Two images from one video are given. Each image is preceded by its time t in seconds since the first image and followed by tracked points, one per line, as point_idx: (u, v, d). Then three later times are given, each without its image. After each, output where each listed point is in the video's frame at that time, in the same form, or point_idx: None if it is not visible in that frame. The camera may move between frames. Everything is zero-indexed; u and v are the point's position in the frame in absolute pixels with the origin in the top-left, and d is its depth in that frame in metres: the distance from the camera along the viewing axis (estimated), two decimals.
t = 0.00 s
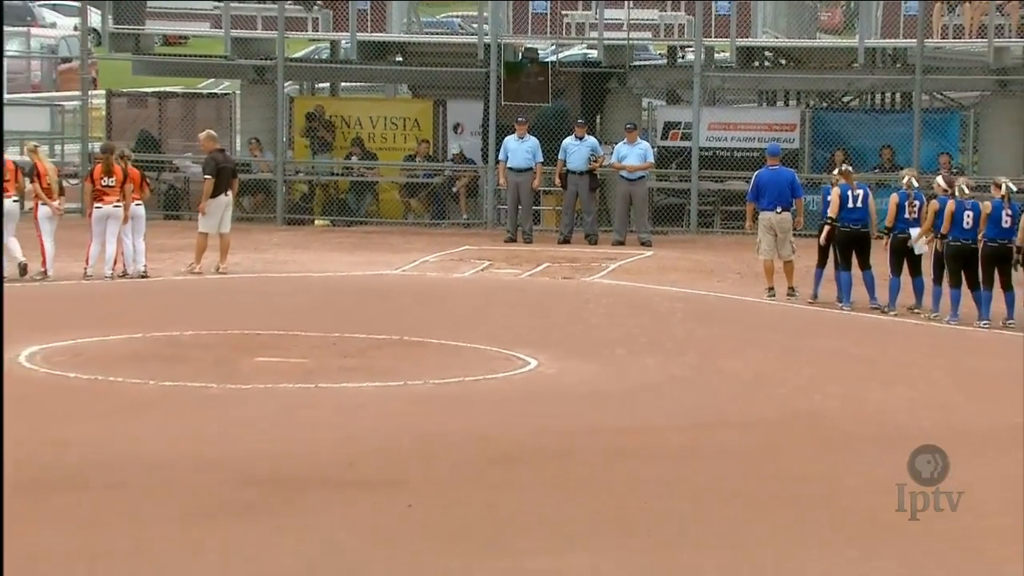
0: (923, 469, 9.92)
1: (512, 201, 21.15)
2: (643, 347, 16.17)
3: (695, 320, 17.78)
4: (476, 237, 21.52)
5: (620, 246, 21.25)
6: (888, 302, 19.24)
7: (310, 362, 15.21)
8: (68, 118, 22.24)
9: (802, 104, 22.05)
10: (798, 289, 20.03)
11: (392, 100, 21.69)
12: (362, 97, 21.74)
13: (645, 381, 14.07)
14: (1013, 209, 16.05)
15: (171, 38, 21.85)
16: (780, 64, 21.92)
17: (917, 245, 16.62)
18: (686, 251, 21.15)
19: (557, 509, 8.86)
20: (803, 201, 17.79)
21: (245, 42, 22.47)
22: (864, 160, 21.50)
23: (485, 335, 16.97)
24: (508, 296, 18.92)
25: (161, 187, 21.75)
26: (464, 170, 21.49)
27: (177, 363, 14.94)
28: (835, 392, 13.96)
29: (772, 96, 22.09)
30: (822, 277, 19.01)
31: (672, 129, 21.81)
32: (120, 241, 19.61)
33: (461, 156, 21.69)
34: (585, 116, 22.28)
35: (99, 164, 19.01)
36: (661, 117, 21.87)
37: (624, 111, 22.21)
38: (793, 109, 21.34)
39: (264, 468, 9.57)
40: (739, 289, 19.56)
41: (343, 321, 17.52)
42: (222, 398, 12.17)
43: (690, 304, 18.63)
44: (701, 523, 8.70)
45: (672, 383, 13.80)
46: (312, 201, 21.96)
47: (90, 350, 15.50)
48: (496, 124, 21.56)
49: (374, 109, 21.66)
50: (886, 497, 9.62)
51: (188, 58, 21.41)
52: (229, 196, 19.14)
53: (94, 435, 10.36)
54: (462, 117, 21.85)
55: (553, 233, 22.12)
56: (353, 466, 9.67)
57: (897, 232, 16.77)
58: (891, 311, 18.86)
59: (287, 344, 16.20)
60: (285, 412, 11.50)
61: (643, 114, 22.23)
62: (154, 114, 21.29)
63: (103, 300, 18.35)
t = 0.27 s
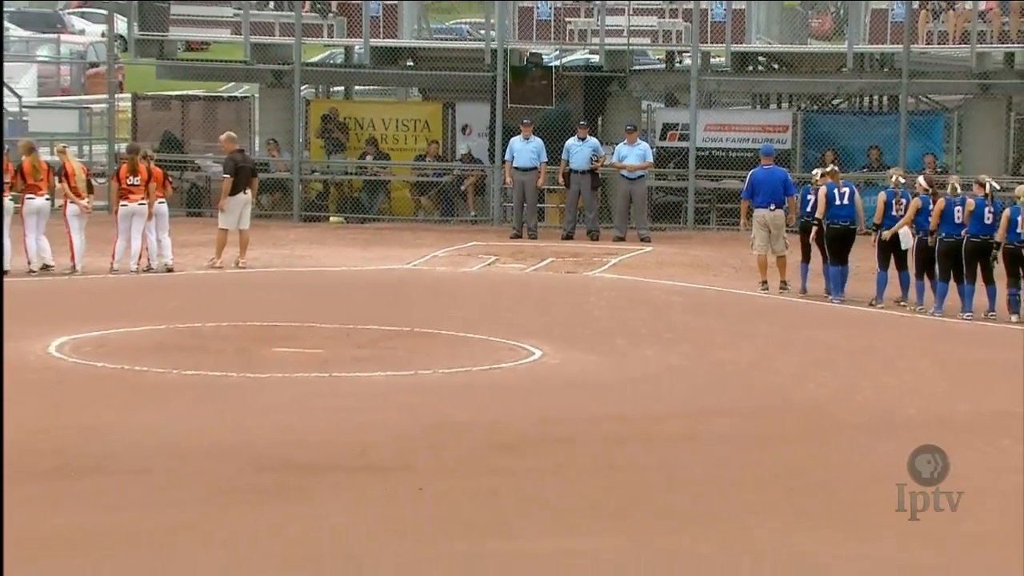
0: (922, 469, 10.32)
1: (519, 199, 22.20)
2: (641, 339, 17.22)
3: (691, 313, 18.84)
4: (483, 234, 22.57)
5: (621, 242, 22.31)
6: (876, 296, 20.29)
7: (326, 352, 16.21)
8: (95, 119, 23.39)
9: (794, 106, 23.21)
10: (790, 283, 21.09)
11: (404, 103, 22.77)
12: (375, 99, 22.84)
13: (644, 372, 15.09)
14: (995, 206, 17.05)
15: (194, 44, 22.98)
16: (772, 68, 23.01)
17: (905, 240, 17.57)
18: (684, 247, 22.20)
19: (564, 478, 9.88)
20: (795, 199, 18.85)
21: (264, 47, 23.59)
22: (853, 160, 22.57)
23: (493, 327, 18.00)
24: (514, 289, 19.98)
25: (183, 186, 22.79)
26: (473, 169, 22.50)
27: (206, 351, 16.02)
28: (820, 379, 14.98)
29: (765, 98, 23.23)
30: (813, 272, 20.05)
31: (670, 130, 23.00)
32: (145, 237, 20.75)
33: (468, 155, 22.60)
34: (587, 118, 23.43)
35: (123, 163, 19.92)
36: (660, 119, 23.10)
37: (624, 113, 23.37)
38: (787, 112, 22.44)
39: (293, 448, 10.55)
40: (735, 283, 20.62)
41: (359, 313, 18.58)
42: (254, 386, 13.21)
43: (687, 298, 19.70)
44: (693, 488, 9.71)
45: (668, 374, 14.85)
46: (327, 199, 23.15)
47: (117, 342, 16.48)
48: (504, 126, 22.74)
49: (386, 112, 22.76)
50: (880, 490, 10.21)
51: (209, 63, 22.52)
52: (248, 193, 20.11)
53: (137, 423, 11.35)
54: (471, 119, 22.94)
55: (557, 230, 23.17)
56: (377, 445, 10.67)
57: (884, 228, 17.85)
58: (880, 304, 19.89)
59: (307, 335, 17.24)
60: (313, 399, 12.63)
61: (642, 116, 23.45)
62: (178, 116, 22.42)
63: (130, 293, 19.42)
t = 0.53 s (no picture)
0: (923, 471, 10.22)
1: (525, 197, 23.31)
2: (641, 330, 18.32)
3: (690, 305, 19.95)
4: (492, 230, 23.64)
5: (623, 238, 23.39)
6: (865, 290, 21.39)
7: (345, 343, 17.28)
8: (122, 121, 24.54)
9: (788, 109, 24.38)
10: (784, 277, 22.19)
11: (416, 105, 23.85)
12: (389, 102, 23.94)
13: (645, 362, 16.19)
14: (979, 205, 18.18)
15: (216, 50, 24.11)
16: (768, 72, 24.09)
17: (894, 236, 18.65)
18: (683, 244, 23.29)
19: (572, 450, 10.90)
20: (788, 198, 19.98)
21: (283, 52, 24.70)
22: (843, 159, 23.68)
23: (503, 320, 19.05)
24: (521, 284, 21.07)
25: (206, 185, 23.86)
26: (482, 168, 23.57)
27: (233, 340, 17.12)
28: (810, 369, 16.04)
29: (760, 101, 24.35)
30: (806, 267, 21.13)
31: (670, 131, 24.15)
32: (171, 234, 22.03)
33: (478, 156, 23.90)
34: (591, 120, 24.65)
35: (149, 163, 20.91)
36: (660, 120, 24.27)
37: (626, 114, 24.47)
38: (781, 114, 23.53)
39: (325, 426, 11.58)
40: (732, 277, 21.72)
41: (376, 305, 19.66)
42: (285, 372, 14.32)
43: (686, 291, 20.79)
44: (689, 460, 10.71)
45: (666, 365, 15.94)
46: (343, 198, 24.20)
47: (146, 334, 17.52)
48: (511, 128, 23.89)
49: (399, 114, 23.84)
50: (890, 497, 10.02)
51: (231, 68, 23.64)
52: (266, 192, 21.20)
53: (182, 404, 12.42)
54: (480, 121, 24.05)
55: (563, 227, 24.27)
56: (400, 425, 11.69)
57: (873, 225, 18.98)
58: (869, 297, 20.96)
59: (327, 326, 18.31)
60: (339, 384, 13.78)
61: (643, 118, 24.64)
62: (201, 118, 23.56)
63: (157, 286, 20.54)
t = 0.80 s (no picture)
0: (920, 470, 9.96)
1: (532, 195, 24.41)
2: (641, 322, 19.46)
3: (689, 298, 21.12)
4: (499, 227, 24.73)
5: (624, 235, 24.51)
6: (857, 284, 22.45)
7: (363, 332, 18.46)
8: (149, 123, 25.87)
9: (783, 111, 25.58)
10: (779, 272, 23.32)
11: (427, 108, 25.00)
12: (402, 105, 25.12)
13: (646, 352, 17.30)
14: (963, 202, 19.36)
15: (237, 55, 25.34)
16: (763, 76, 25.30)
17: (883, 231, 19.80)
18: (682, 240, 24.41)
19: (579, 434, 11.91)
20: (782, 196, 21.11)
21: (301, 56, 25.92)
22: (835, 159, 24.77)
23: (511, 313, 20.16)
24: (528, 278, 22.23)
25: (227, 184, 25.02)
26: (490, 168, 24.77)
27: (258, 329, 18.30)
28: (799, 358, 17.17)
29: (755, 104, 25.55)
30: (799, 262, 22.29)
31: (670, 132, 25.41)
32: (194, 230, 23.05)
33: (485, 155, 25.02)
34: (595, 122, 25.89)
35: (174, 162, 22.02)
36: (660, 121, 25.52)
37: (628, 116, 25.69)
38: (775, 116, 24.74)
39: (352, 409, 12.68)
40: (729, 272, 22.87)
41: (392, 298, 20.78)
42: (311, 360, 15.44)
43: (685, 285, 21.94)
44: (687, 443, 11.66)
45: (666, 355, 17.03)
46: (358, 197, 25.37)
47: (170, 324, 18.47)
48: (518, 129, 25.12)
49: (412, 116, 25.03)
50: (890, 500, 9.86)
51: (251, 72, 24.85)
52: (280, 190, 22.36)
53: (222, 386, 13.58)
54: (489, 123, 25.27)
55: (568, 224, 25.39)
56: (422, 408, 12.78)
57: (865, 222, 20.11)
58: (860, 290, 22.06)
59: (345, 317, 19.41)
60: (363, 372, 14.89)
61: (645, 119, 25.86)
62: (223, 120, 24.81)
63: (182, 279, 21.71)
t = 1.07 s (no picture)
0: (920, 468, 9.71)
1: (538, 195, 25.63)
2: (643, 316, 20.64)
3: (688, 294, 22.29)
4: (507, 226, 25.91)
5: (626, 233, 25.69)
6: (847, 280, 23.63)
7: (380, 325, 19.62)
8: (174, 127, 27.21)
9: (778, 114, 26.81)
10: (774, 269, 24.47)
11: (438, 112, 26.15)
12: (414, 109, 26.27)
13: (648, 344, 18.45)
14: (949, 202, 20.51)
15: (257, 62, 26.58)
16: (758, 82, 26.52)
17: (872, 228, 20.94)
18: (681, 238, 25.59)
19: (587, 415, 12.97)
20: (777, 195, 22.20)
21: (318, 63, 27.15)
22: (827, 161, 26.10)
23: (519, 307, 21.28)
24: (534, 275, 23.38)
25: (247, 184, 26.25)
26: (499, 169, 25.93)
27: (281, 321, 19.48)
28: (791, 351, 18.29)
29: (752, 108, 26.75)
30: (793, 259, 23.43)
31: (670, 135, 26.61)
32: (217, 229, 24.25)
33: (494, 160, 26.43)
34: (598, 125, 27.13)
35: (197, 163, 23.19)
36: (661, 125, 26.74)
37: (630, 120, 27.01)
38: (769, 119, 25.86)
39: (363, 400, 13.02)
40: (727, 269, 24.02)
41: (406, 293, 21.92)
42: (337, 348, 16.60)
43: (685, 281, 23.10)
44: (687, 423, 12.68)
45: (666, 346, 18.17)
46: (371, 197, 26.57)
47: (197, 316, 19.65)
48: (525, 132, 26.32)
49: (423, 120, 26.19)
50: (890, 501, 9.50)
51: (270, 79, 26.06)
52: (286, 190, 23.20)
53: (258, 370, 14.75)
54: (497, 126, 26.53)
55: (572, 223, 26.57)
56: (442, 390, 13.89)
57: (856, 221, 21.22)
58: (851, 286, 23.22)
59: (363, 310, 20.55)
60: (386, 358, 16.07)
61: (646, 123, 27.09)
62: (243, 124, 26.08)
63: (206, 274, 22.87)
